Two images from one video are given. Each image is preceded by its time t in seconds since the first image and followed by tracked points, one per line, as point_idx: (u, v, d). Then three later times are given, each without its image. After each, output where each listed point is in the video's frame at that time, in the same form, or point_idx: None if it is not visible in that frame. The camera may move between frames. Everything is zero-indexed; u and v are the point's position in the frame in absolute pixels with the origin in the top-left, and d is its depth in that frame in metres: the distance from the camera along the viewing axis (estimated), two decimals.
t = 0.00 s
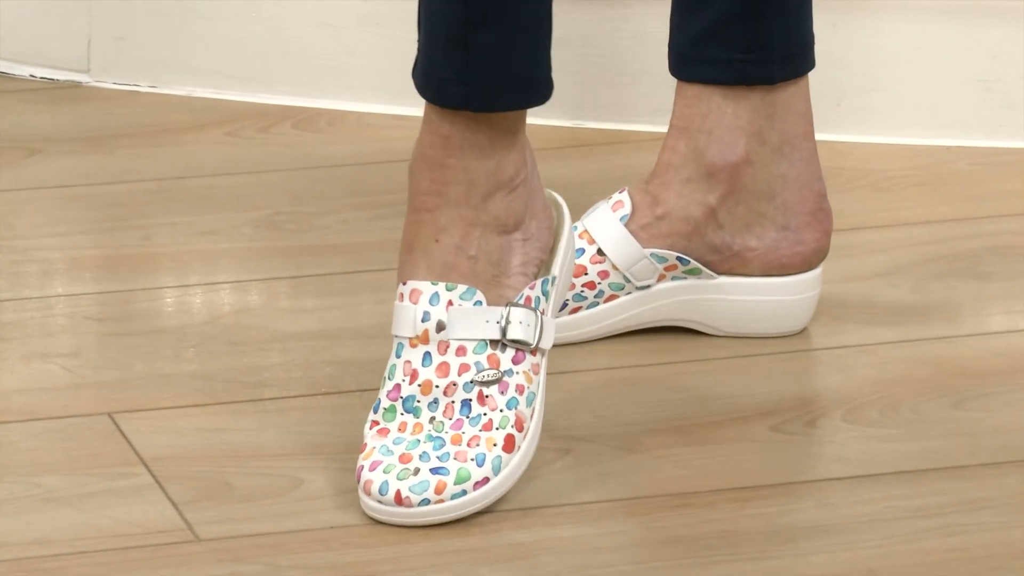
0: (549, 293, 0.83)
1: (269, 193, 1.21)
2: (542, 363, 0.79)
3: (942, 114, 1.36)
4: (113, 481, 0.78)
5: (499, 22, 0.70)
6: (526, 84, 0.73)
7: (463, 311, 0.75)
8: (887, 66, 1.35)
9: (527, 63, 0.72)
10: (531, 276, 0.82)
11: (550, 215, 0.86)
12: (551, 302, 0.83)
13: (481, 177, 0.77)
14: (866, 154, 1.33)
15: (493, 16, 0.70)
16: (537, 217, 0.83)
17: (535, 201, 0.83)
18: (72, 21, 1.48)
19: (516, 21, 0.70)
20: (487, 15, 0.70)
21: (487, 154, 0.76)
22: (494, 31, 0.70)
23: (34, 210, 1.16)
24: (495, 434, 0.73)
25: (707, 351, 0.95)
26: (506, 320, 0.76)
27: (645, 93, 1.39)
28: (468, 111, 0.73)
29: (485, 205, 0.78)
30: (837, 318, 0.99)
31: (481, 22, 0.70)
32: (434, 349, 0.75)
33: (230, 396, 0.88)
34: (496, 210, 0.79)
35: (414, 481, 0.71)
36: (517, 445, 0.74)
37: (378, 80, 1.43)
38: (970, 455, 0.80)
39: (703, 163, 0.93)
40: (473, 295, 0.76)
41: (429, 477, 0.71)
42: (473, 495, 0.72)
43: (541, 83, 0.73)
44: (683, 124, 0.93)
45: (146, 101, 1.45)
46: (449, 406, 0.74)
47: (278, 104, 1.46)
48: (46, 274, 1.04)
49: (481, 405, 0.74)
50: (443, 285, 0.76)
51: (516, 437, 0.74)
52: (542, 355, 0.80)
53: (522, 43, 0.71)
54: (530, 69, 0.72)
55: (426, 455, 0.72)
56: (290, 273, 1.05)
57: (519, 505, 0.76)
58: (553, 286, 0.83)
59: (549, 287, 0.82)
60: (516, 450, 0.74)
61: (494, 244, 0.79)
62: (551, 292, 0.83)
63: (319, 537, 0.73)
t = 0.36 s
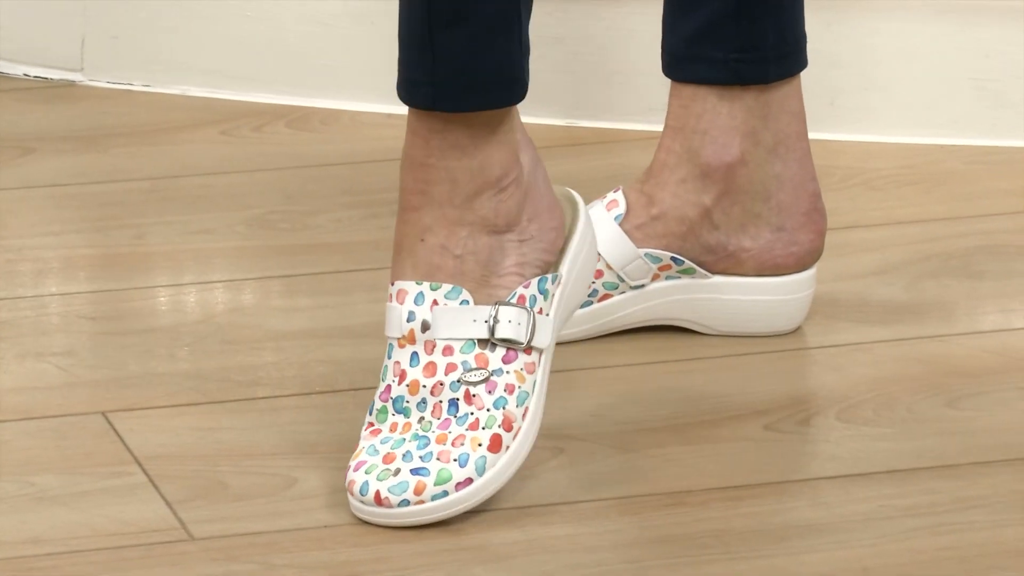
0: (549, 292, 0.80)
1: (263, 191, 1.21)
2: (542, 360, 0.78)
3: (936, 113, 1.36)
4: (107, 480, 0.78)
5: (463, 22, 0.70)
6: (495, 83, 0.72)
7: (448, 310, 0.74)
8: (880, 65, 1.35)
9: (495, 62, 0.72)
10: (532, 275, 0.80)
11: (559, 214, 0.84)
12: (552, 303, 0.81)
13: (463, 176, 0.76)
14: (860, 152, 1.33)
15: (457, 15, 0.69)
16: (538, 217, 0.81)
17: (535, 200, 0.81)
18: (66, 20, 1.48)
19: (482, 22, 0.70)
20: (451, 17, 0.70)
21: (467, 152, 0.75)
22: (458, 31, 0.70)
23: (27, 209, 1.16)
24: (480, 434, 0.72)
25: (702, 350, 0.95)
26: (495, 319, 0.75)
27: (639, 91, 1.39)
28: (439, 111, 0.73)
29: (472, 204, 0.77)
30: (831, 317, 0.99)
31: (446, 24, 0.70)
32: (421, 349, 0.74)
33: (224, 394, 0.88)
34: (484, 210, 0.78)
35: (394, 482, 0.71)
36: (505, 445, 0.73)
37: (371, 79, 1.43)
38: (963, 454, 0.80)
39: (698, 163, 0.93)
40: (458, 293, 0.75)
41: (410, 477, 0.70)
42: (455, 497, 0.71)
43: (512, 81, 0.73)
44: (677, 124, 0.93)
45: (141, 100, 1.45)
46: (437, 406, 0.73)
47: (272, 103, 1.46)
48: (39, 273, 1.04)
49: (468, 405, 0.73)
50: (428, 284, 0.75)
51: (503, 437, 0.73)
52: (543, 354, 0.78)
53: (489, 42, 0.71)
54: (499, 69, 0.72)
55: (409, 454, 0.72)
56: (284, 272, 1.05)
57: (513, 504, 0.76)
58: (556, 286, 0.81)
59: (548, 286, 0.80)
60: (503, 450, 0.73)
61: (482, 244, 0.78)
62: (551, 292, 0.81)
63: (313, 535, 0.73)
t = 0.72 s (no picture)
0: (559, 317, 0.75)
1: (258, 190, 1.21)
2: (542, 383, 0.73)
3: (931, 112, 1.36)
4: (102, 479, 0.78)
5: (423, 18, 0.68)
6: (465, 82, 0.70)
7: (433, 318, 0.72)
8: (876, 64, 1.35)
9: (463, 61, 0.69)
10: (545, 296, 0.76)
11: (598, 238, 0.79)
12: (567, 328, 0.76)
13: (458, 183, 0.74)
14: (855, 151, 1.33)
15: (418, 11, 0.68)
16: (561, 236, 0.77)
17: (560, 219, 0.77)
18: (62, 20, 1.48)
19: (445, 17, 0.68)
20: (416, 13, 0.68)
21: (458, 158, 0.73)
22: (422, 28, 0.68)
23: (22, 208, 1.16)
24: (441, 447, 0.70)
25: (698, 349, 0.95)
26: (482, 334, 0.72)
27: (634, 90, 1.39)
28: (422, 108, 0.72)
29: (472, 214, 0.75)
30: (827, 316, 0.99)
31: (412, 17, 0.69)
32: (414, 357, 0.73)
33: (219, 393, 0.88)
34: (487, 222, 0.75)
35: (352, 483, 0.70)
36: (466, 461, 0.70)
37: (367, 78, 1.43)
38: (959, 453, 0.80)
39: (693, 162, 0.93)
40: (449, 305, 0.73)
41: (362, 480, 0.70)
42: (401, 506, 0.69)
43: (487, 81, 0.70)
44: (674, 122, 0.94)
45: (137, 99, 1.45)
46: (418, 416, 0.72)
47: (267, 102, 1.46)
48: (34, 272, 1.04)
49: (440, 416, 0.71)
50: (423, 293, 0.74)
51: (465, 454, 0.70)
52: (546, 376, 0.74)
53: (452, 40, 0.68)
54: (466, 69, 0.69)
55: (374, 459, 0.71)
56: (279, 271, 1.05)
57: (509, 503, 0.76)
58: (575, 312, 0.76)
59: (560, 309, 0.75)
60: (463, 466, 0.69)
61: (482, 256, 0.75)
62: (565, 316, 0.76)
63: (309, 534, 0.73)
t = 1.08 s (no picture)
0: (545, 318, 0.75)
1: (252, 188, 1.21)
2: (525, 385, 0.73)
3: (926, 110, 1.36)
4: (96, 478, 0.78)
5: (398, 16, 0.69)
6: (440, 81, 0.70)
7: (420, 317, 0.73)
8: (871, 63, 1.35)
9: (438, 58, 0.70)
10: (531, 297, 0.75)
11: (592, 243, 0.78)
12: (553, 330, 0.75)
13: (445, 184, 0.74)
14: (849, 149, 1.33)
15: (394, 9, 0.69)
16: (551, 239, 0.76)
17: (551, 221, 0.77)
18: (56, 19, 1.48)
19: (418, 15, 0.68)
20: (392, 10, 0.69)
21: (444, 157, 0.73)
22: (398, 26, 0.69)
23: (15, 206, 1.16)
24: (420, 444, 0.70)
25: (693, 347, 0.95)
26: (465, 333, 0.72)
27: (629, 88, 1.39)
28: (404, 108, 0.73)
29: (459, 215, 0.75)
30: (821, 315, 0.99)
31: (388, 16, 0.70)
32: (402, 357, 0.74)
33: (213, 391, 0.88)
34: (474, 222, 0.75)
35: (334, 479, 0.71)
36: (444, 459, 0.69)
37: (362, 76, 1.43)
38: (952, 451, 0.80)
39: (689, 161, 0.93)
40: (436, 304, 0.74)
41: (343, 477, 0.70)
42: (379, 503, 0.69)
43: (463, 80, 0.70)
44: (669, 121, 0.94)
45: (131, 97, 1.45)
46: (404, 415, 0.72)
47: (261, 100, 1.46)
48: (28, 271, 1.04)
49: (422, 415, 0.71)
50: (413, 292, 0.75)
51: (443, 452, 0.69)
52: (529, 377, 0.73)
53: (426, 37, 0.69)
54: (441, 66, 0.70)
55: (358, 456, 0.71)
56: (273, 269, 1.05)
57: (503, 501, 0.76)
58: (562, 315, 0.76)
59: (546, 310, 0.75)
60: (440, 464, 0.69)
61: (469, 256, 0.75)
62: (552, 318, 0.75)
63: (302, 532, 0.73)
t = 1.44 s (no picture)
0: (541, 315, 0.75)
1: (247, 186, 1.21)
2: (520, 383, 0.73)
3: (920, 108, 1.36)
4: (91, 476, 0.78)
5: (395, 16, 0.69)
6: (437, 81, 0.70)
7: (415, 315, 0.73)
8: (865, 61, 1.35)
9: (434, 59, 0.70)
10: (526, 295, 0.75)
11: (586, 240, 0.78)
12: (549, 327, 0.75)
13: (440, 183, 0.74)
14: (843, 147, 1.33)
15: (390, 9, 0.69)
16: (545, 236, 0.76)
17: (545, 219, 0.77)
18: (50, 17, 1.48)
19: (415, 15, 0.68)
20: (389, 10, 0.69)
21: (439, 157, 0.73)
22: (394, 26, 0.69)
23: (10, 205, 1.16)
24: (416, 442, 0.70)
25: (688, 345, 0.95)
26: (460, 331, 0.72)
27: (623, 87, 1.39)
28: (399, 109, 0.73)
29: (454, 213, 0.75)
30: (816, 313, 0.99)
31: (384, 16, 0.69)
32: (397, 355, 0.73)
33: (209, 390, 0.88)
34: (469, 220, 0.75)
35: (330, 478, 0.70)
36: (441, 457, 0.69)
37: (357, 74, 1.43)
38: (947, 450, 0.80)
39: (682, 159, 0.93)
40: (431, 302, 0.73)
41: (339, 475, 0.70)
42: (375, 501, 0.69)
43: (459, 80, 0.70)
44: (662, 119, 0.94)
45: (127, 96, 1.45)
46: (399, 413, 0.72)
47: (256, 98, 1.46)
48: (23, 269, 1.04)
49: (418, 413, 0.71)
50: (407, 290, 0.75)
51: (439, 450, 0.69)
52: (524, 375, 0.73)
53: (423, 37, 0.69)
54: (438, 66, 0.70)
55: (354, 454, 0.71)
56: (268, 267, 1.05)
57: (498, 499, 0.76)
58: (558, 312, 0.75)
59: (541, 308, 0.75)
60: (437, 462, 0.69)
61: (464, 254, 0.75)
62: (547, 315, 0.75)
63: (297, 531, 0.73)
